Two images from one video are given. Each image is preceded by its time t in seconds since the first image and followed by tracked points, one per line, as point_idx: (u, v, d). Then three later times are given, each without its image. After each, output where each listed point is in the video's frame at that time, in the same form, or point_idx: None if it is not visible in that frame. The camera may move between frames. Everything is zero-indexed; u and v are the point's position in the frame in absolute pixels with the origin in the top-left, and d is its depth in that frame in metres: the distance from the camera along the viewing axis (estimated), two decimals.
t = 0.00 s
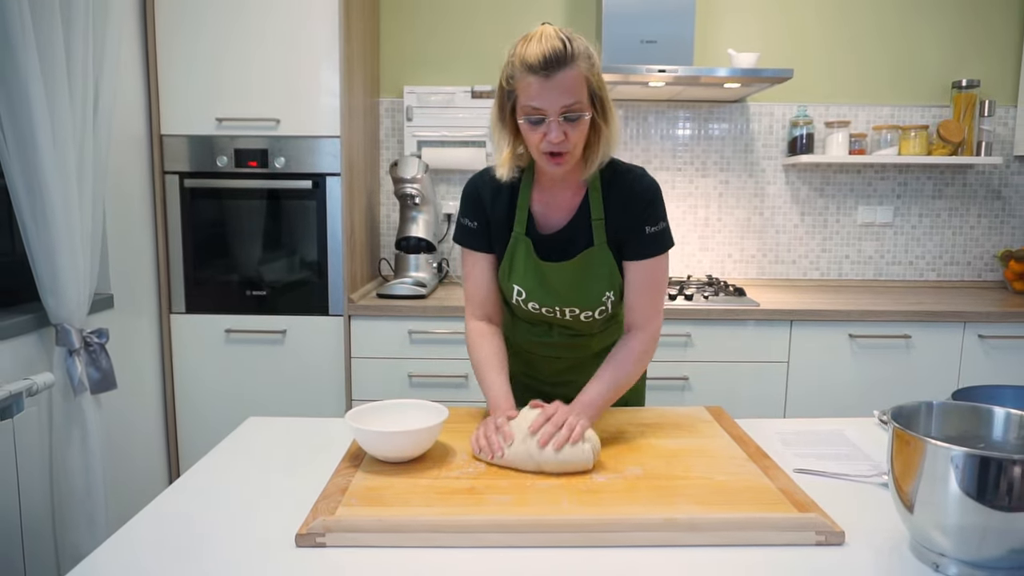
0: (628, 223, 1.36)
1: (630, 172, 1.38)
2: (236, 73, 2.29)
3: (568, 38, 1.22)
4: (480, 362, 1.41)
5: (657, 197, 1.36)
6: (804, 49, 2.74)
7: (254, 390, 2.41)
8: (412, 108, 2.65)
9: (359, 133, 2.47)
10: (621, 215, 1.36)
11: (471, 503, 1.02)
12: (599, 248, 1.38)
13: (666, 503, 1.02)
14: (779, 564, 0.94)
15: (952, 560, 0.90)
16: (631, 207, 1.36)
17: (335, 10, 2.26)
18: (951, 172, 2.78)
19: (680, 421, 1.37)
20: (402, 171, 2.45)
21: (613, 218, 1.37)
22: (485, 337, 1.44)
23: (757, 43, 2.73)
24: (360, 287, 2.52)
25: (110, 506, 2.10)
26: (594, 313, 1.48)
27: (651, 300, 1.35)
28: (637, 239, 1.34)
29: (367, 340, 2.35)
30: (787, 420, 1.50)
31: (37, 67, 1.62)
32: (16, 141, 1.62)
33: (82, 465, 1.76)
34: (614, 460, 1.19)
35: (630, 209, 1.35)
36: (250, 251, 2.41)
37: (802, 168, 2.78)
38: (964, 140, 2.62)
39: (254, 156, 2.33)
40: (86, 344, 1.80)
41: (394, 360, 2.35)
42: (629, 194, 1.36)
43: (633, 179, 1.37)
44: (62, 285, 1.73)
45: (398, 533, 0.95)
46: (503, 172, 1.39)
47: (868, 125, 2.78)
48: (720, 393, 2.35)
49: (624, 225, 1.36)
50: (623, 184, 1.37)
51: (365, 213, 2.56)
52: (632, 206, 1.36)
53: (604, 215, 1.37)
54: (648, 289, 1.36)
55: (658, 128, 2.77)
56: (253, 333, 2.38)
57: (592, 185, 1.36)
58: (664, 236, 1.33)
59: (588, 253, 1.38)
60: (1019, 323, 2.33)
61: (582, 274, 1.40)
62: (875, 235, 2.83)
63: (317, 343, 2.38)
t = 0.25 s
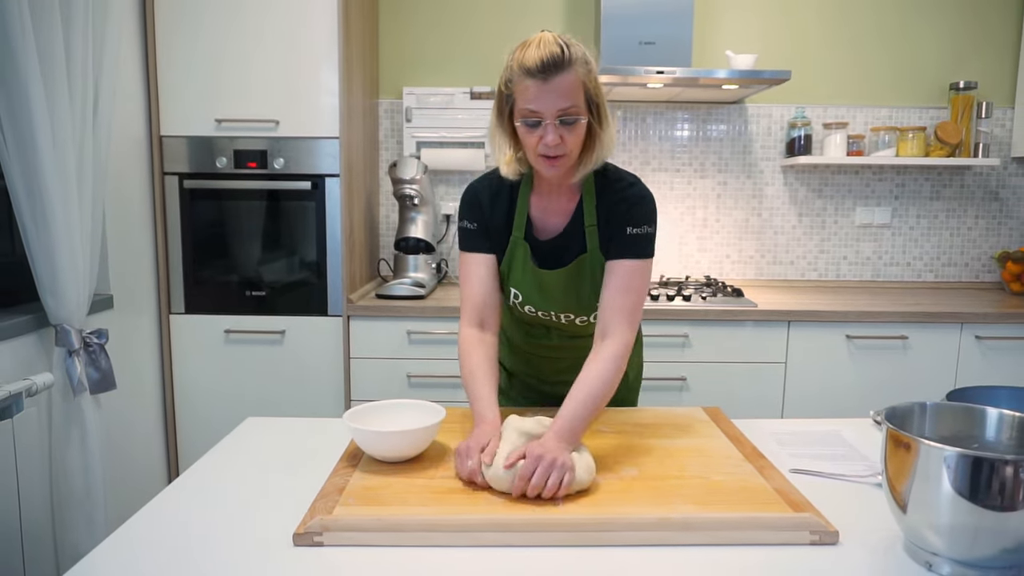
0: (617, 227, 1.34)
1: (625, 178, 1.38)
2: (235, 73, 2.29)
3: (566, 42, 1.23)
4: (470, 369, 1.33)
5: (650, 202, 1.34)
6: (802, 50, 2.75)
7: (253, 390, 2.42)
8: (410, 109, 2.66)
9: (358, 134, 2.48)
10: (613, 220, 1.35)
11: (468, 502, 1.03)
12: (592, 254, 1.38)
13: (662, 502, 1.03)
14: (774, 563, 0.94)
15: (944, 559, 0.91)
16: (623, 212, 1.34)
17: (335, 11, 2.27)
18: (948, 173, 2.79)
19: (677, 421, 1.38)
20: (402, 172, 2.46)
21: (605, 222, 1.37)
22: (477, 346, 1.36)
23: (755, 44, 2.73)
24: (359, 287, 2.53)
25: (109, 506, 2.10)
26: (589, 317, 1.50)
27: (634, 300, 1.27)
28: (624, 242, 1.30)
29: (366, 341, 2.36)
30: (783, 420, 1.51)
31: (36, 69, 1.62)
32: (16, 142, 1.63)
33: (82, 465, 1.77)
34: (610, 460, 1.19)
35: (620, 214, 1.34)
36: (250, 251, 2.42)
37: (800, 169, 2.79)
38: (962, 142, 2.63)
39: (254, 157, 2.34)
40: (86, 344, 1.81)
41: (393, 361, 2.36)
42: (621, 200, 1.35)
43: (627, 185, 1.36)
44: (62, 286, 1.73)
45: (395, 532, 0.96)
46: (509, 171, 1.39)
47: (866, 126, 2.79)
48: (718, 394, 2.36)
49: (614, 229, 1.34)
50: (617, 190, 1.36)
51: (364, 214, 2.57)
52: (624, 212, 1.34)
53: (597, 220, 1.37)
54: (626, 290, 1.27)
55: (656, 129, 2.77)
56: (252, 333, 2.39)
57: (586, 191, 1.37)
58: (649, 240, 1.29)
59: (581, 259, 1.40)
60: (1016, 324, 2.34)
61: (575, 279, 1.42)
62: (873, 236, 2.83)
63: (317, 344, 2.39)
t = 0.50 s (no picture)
0: (623, 229, 1.38)
1: (622, 180, 1.41)
2: (232, 74, 2.30)
3: (568, 44, 1.24)
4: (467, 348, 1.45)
5: (649, 207, 1.39)
6: (798, 50, 2.75)
7: (251, 390, 2.42)
8: (407, 109, 2.66)
9: (355, 134, 2.48)
10: (615, 223, 1.39)
11: (462, 500, 1.03)
12: (593, 253, 1.39)
13: (655, 501, 1.03)
14: (764, 561, 0.95)
15: (934, 557, 0.92)
16: (625, 216, 1.38)
17: (331, 11, 2.27)
18: (945, 172, 2.80)
19: (671, 420, 1.38)
20: (398, 172, 2.46)
21: (606, 224, 1.39)
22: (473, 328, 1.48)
23: (752, 44, 2.74)
24: (357, 287, 2.53)
25: (107, 505, 2.11)
26: (586, 314, 1.49)
27: (654, 302, 1.38)
28: (635, 249, 1.37)
29: (364, 340, 2.36)
30: (777, 419, 1.51)
31: (33, 69, 1.63)
32: (13, 143, 1.64)
33: (79, 465, 1.77)
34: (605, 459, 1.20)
35: (625, 217, 1.38)
36: (248, 251, 2.43)
37: (796, 169, 2.79)
38: (958, 141, 2.63)
39: (251, 157, 2.34)
40: (83, 344, 1.81)
41: (390, 360, 2.36)
42: (622, 204, 1.39)
43: (626, 188, 1.39)
44: (59, 286, 1.74)
45: (388, 530, 0.97)
46: (502, 175, 1.41)
47: (862, 126, 2.79)
48: (714, 393, 2.37)
49: (619, 234, 1.39)
50: (617, 192, 1.39)
51: (361, 214, 2.58)
52: (626, 215, 1.38)
53: (597, 221, 1.39)
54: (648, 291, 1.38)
55: (653, 128, 2.78)
56: (250, 333, 2.40)
57: (586, 191, 1.38)
58: (658, 245, 1.37)
59: (581, 258, 1.40)
60: (1012, 323, 2.35)
61: (575, 279, 1.41)
62: (870, 235, 2.84)
63: (314, 344, 2.39)
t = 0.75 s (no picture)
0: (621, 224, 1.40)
1: (622, 173, 1.42)
2: (231, 73, 2.30)
3: (573, 39, 1.25)
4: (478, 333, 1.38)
5: (648, 201, 1.41)
6: (796, 49, 2.76)
7: (249, 388, 2.43)
8: (405, 108, 2.66)
9: (353, 133, 2.49)
10: (616, 216, 1.40)
11: (457, 498, 1.04)
12: (595, 246, 1.40)
13: (648, 499, 1.04)
14: (757, 558, 0.95)
15: (925, 554, 0.92)
16: (624, 209, 1.40)
17: (329, 11, 2.28)
18: (942, 171, 2.80)
19: (666, 418, 1.39)
20: (396, 171, 2.47)
21: (608, 216, 1.40)
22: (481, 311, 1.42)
23: (749, 43, 2.74)
24: (355, 286, 2.54)
25: (105, 503, 2.11)
26: (587, 306, 1.50)
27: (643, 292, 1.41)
28: (633, 242, 1.39)
29: (362, 339, 2.37)
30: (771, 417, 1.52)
31: (30, 67, 1.63)
32: (10, 142, 1.64)
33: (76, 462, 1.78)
34: (599, 456, 1.20)
35: (625, 210, 1.40)
36: (246, 250, 2.43)
37: (794, 167, 2.80)
38: (955, 140, 2.64)
39: (249, 156, 2.35)
40: (81, 342, 1.81)
41: (388, 359, 2.37)
42: (622, 197, 1.40)
43: (626, 181, 1.41)
44: (57, 284, 1.74)
45: (383, 527, 0.97)
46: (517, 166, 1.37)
47: (859, 125, 2.80)
48: (711, 391, 2.37)
49: (617, 226, 1.40)
50: (617, 186, 1.41)
51: (359, 213, 2.58)
52: (625, 208, 1.40)
53: (599, 214, 1.40)
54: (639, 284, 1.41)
55: (651, 127, 2.78)
56: (248, 332, 2.40)
57: (588, 183, 1.39)
58: (654, 240, 1.39)
59: (584, 250, 1.40)
60: (1008, 322, 2.35)
61: (578, 270, 1.42)
62: (867, 234, 2.85)
63: (311, 342, 2.40)
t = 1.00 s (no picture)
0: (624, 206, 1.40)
1: (622, 156, 1.42)
2: (228, 73, 2.31)
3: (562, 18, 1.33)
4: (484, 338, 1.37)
5: (648, 181, 1.41)
6: (793, 49, 2.76)
7: (247, 388, 2.44)
8: (403, 108, 2.67)
9: (350, 134, 2.49)
10: (618, 199, 1.40)
11: (451, 497, 1.05)
12: (599, 230, 1.40)
13: (642, 498, 1.05)
14: (749, 556, 0.96)
15: (916, 552, 0.93)
16: (625, 191, 1.40)
17: (326, 12, 2.28)
18: (939, 171, 2.81)
19: (661, 417, 1.39)
20: (393, 171, 2.47)
21: (610, 200, 1.40)
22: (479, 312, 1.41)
23: (746, 42, 2.75)
24: (352, 286, 2.54)
25: (103, 502, 2.12)
26: (593, 293, 1.48)
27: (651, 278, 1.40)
28: (636, 223, 1.39)
29: (359, 338, 2.37)
30: (766, 415, 1.52)
31: (28, 67, 1.64)
32: (8, 143, 1.64)
33: (74, 461, 1.78)
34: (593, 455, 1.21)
35: (627, 191, 1.39)
36: (244, 250, 2.44)
37: (791, 167, 2.80)
38: (952, 139, 2.64)
39: (246, 156, 2.35)
40: (78, 341, 1.82)
41: (385, 358, 2.38)
42: (623, 177, 1.40)
43: (625, 164, 1.41)
44: (54, 283, 1.75)
45: (377, 525, 0.98)
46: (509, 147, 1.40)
47: (856, 124, 2.80)
48: (707, 390, 2.38)
49: (620, 209, 1.40)
50: (617, 169, 1.40)
51: (356, 213, 2.59)
52: (627, 190, 1.39)
53: (601, 198, 1.40)
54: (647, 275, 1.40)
55: (648, 126, 2.79)
56: (245, 331, 2.41)
57: (588, 166, 1.39)
58: (657, 219, 1.39)
59: (589, 235, 1.40)
60: (1004, 321, 2.36)
61: (584, 253, 1.41)
62: (864, 233, 2.85)
63: (309, 342, 2.41)
